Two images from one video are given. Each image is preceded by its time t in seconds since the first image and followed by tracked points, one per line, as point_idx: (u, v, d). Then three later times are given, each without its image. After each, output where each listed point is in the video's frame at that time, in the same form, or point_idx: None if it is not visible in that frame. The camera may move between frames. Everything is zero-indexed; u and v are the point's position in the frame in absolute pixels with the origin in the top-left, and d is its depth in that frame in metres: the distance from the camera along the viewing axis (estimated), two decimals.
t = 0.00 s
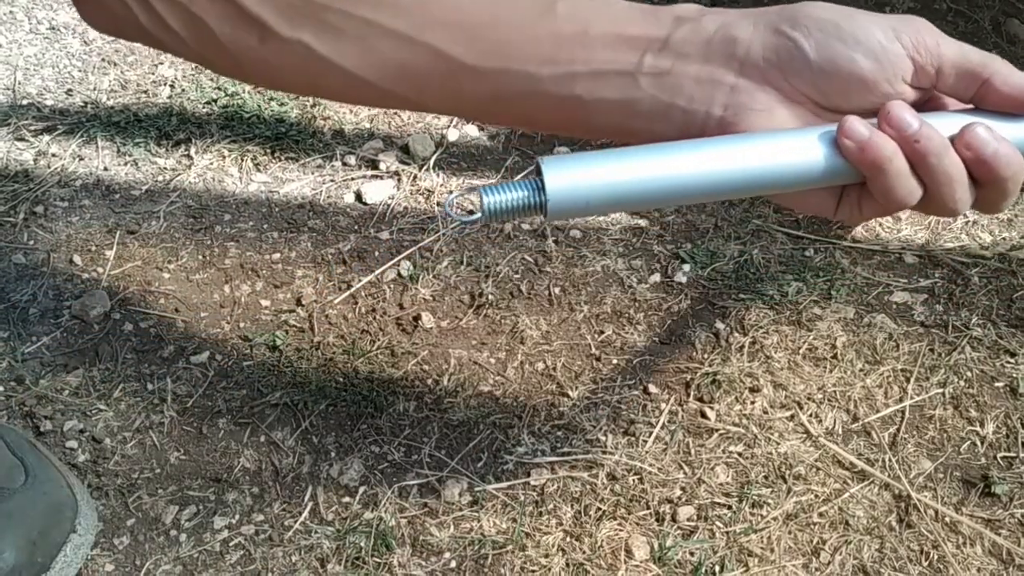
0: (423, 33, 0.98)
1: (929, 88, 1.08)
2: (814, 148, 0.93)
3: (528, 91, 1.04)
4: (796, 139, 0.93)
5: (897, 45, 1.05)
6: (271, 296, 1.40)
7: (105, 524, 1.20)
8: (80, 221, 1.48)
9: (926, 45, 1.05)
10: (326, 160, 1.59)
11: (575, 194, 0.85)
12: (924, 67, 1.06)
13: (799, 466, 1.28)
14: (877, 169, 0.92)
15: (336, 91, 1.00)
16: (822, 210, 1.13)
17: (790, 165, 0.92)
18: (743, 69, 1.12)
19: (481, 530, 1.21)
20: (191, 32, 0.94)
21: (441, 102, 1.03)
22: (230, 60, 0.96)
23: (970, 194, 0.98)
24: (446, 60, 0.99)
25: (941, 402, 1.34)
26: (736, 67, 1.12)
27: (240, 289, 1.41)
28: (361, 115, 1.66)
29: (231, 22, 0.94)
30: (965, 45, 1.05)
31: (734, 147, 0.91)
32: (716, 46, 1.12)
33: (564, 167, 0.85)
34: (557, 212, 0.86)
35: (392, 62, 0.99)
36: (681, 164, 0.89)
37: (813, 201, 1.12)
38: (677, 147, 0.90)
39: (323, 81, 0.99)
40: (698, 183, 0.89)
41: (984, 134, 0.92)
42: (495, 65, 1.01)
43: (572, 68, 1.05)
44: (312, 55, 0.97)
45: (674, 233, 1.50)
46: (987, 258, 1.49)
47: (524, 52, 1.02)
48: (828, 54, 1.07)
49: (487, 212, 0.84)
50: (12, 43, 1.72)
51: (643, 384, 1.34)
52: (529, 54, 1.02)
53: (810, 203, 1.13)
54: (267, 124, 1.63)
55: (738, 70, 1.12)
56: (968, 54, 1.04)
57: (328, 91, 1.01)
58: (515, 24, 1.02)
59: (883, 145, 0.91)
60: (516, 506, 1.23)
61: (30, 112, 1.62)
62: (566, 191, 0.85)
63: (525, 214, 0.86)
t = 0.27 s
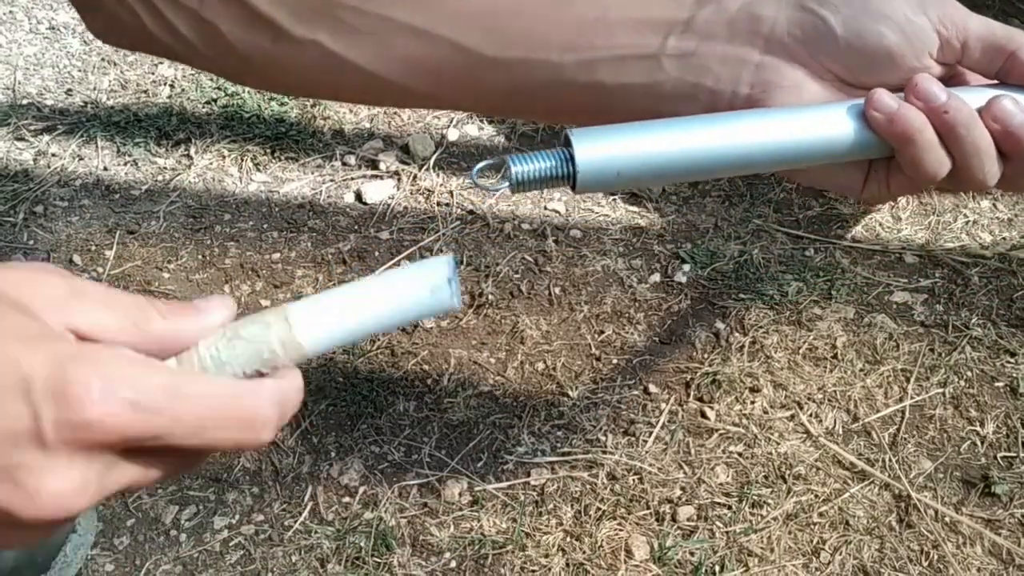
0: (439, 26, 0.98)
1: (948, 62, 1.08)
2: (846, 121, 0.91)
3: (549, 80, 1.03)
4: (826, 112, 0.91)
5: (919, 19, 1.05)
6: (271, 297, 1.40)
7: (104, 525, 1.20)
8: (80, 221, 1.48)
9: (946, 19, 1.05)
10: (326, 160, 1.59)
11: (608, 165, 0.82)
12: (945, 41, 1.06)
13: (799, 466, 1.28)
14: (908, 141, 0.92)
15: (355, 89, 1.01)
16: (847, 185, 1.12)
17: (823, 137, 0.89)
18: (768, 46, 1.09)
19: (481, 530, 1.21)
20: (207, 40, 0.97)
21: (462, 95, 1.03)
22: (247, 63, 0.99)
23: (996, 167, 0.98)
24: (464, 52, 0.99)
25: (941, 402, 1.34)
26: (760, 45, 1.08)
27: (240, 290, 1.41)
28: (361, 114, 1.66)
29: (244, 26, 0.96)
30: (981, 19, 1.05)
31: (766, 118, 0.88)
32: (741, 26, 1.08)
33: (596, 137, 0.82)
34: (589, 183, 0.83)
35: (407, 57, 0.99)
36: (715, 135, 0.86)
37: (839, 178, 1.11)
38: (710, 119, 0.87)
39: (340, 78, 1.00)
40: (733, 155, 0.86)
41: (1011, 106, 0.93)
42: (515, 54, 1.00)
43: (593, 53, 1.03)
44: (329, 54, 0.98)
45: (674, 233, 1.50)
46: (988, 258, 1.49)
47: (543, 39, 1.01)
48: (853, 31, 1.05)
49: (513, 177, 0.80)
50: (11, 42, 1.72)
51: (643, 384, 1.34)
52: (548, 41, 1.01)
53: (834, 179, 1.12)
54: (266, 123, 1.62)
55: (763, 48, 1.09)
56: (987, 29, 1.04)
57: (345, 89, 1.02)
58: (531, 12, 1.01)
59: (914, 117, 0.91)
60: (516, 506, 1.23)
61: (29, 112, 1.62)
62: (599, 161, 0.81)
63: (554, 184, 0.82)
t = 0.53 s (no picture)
0: (437, 23, 0.98)
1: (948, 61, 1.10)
2: (841, 119, 0.91)
3: (550, 78, 1.03)
4: (821, 110, 0.91)
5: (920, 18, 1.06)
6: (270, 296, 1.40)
7: (103, 525, 1.20)
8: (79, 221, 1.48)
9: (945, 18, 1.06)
10: (326, 160, 1.59)
11: (604, 163, 0.82)
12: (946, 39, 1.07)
13: (799, 466, 1.27)
14: (904, 139, 0.91)
15: (352, 88, 1.01)
16: (845, 181, 1.11)
17: (818, 136, 0.89)
18: (768, 43, 1.09)
19: (482, 531, 1.21)
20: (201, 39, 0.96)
21: (461, 93, 1.02)
22: (242, 63, 0.98)
23: (995, 164, 0.98)
24: (463, 50, 0.99)
25: (942, 402, 1.34)
26: (760, 42, 1.09)
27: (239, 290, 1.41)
28: (360, 114, 1.65)
29: (238, 24, 0.95)
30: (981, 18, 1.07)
31: (762, 117, 0.88)
32: (742, 23, 1.08)
33: (592, 135, 0.82)
34: (583, 181, 0.82)
35: (404, 54, 0.99)
36: (711, 133, 0.86)
37: (837, 175, 1.10)
38: (705, 117, 0.87)
39: (337, 77, 0.99)
40: (728, 153, 0.86)
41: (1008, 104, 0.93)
42: (515, 53, 1.00)
43: (591, 51, 1.03)
44: (324, 52, 0.97)
45: (674, 233, 1.50)
46: (988, 258, 1.49)
47: (543, 37, 1.01)
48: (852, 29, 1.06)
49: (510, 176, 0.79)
50: (10, 42, 1.72)
51: (644, 384, 1.34)
52: (546, 38, 1.01)
53: (831, 176, 1.11)
54: (266, 123, 1.62)
55: (763, 45, 1.09)
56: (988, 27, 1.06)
57: (341, 88, 1.01)
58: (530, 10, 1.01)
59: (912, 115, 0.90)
60: (516, 506, 1.23)
61: (29, 112, 1.61)
62: (595, 159, 0.81)
63: (550, 182, 0.82)
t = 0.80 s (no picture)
0: (437, 21, 0.98)
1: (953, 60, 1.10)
2: (848, 116, 0.91)
3: (553, 76, 1.03)
4: (828, 108, 0.91)
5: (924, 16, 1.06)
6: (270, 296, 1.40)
7: (103, 525, 1.20)
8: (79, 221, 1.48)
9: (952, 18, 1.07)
10: (326, 160, 1.59)
11: (609, 162, 0.82)
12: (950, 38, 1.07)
13: (799, 466, 1.27)
14: (912, 136, 0.91)
15: (354, 88, 1.01)
16: (849, 179, 1.10)
17: (825, 133, 0.89)
18: (773, 40, 1.08)
19: (481, 531, 1.21)
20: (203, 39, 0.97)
21: (463, 92, 1.03)
22: (244, 63, 0.99)
23: (1003, 162, 0.97)
24: (465, 49, 0.99)
25: (942, 402, 1.34)
26: (766, 40, 1.08)
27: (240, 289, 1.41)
28: (360, 114, 1.65)
29: (241, 24, 0.96)
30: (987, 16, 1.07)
31: (768, 115, 0.88)
32: (747, 20, 1.08)
33: (597, 133, 0.82)
34: (588, 180, 0.83)
35: (405, 52, 0.99)
36: (717, 131, 0.86)
37: (841, 173, 1.09)
38: (710, 114, 0.87)
39: (337, 75, 1.00)
40: (734, 151, 0.86)
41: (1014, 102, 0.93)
42: (517, 52, 1.01)
43: (595, 49, 1.03)
44: (325, 50, 0.98)
45: (674, 233, 1.50)
46: (988, 258, 1.49)
47: (546, 36, 1.01)
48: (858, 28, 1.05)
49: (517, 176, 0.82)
50: (10, 42, 1.72)
51: (643, 384, 1.34)
52: (549, 36, 1.02)
53: (835, 175, 1.10)
54: (266, 123, 1.62)
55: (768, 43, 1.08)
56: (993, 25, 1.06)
57: (343, 88, 1.02)
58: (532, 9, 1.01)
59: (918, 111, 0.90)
60: (515, 506, 1.23)
61: (29, 112, 1.61)
62: (600, 157, 0.81)
63: (556, 179, 0.83)
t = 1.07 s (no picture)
0: (439, 19, 0.97)
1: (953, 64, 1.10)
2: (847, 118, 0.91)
3: (551, 75, 1.03)
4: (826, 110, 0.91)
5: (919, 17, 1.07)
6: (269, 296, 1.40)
7: (103, 525, 1.20)
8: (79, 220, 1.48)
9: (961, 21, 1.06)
10: (325, 160, 1.59)
11: (609, 163, 0.82)
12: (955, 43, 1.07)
13: (799, 466, 1.27)
14: (906, 141, 0.91)
15: (354, 85, 1.01)
16: (845, 183, 1.10)
17: (824, 135, 0.90)
18: (773, 40, 1.08)
19: (482, 531, 1.21)
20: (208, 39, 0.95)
21: (463, 90, 1.03)
22: (246, 61, 0.97)
23: (996, 165, 0.97)
24: (464, 47, 0.99)
25: (942, 402, 1.34)
26: (766, 39, 1.08)
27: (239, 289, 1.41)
28: (360, 114, 1.65)
29: (242, 21, 0.94)
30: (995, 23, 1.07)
31: (766, 117, 0.89)
32: (745, 20, 1.08)
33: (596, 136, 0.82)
34: (587, 181, 0.83)
35: (407, 50, 0.98)
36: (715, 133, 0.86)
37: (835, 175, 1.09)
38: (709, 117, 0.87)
39: (336, 74, 0.99)
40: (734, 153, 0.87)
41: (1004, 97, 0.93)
42: (514, 50, 1.00)
43: (595, 47, 1.03)
44: (325, 48, 0.97)
45: (674, 233, 1.50)
46: (988, 258, 1.49)
47: (545, 34, 1.01)
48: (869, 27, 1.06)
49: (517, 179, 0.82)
50: (10, 42, 1.72)
51: (644, 384, 1.34)
52: (553, 35, 1.01)
53: (831, 178, 1.10)
54: (266, 123, 1.62)
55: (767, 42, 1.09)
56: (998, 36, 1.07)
57: (346, 85, 1.01)
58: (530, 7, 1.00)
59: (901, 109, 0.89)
60: (516, 506, 1.23)
61: (29, 112, 1.61)
62: (600, 160, 0.82)
63: (555, 182, 0.83)
